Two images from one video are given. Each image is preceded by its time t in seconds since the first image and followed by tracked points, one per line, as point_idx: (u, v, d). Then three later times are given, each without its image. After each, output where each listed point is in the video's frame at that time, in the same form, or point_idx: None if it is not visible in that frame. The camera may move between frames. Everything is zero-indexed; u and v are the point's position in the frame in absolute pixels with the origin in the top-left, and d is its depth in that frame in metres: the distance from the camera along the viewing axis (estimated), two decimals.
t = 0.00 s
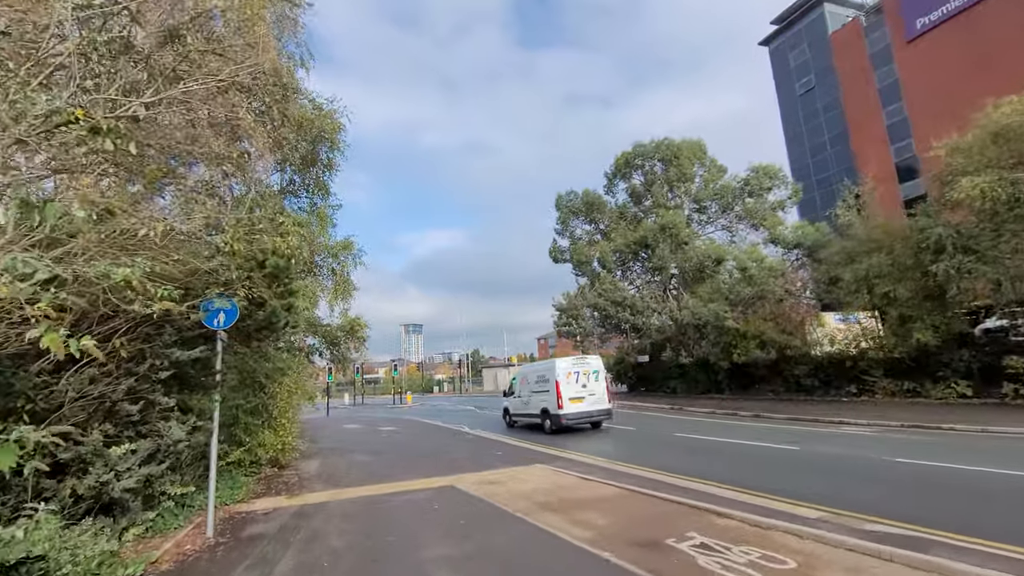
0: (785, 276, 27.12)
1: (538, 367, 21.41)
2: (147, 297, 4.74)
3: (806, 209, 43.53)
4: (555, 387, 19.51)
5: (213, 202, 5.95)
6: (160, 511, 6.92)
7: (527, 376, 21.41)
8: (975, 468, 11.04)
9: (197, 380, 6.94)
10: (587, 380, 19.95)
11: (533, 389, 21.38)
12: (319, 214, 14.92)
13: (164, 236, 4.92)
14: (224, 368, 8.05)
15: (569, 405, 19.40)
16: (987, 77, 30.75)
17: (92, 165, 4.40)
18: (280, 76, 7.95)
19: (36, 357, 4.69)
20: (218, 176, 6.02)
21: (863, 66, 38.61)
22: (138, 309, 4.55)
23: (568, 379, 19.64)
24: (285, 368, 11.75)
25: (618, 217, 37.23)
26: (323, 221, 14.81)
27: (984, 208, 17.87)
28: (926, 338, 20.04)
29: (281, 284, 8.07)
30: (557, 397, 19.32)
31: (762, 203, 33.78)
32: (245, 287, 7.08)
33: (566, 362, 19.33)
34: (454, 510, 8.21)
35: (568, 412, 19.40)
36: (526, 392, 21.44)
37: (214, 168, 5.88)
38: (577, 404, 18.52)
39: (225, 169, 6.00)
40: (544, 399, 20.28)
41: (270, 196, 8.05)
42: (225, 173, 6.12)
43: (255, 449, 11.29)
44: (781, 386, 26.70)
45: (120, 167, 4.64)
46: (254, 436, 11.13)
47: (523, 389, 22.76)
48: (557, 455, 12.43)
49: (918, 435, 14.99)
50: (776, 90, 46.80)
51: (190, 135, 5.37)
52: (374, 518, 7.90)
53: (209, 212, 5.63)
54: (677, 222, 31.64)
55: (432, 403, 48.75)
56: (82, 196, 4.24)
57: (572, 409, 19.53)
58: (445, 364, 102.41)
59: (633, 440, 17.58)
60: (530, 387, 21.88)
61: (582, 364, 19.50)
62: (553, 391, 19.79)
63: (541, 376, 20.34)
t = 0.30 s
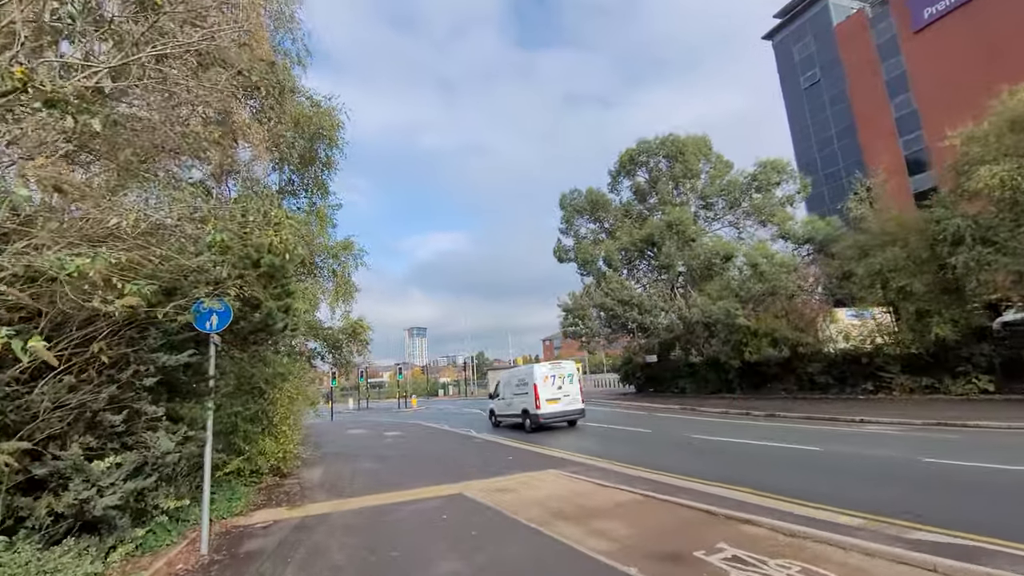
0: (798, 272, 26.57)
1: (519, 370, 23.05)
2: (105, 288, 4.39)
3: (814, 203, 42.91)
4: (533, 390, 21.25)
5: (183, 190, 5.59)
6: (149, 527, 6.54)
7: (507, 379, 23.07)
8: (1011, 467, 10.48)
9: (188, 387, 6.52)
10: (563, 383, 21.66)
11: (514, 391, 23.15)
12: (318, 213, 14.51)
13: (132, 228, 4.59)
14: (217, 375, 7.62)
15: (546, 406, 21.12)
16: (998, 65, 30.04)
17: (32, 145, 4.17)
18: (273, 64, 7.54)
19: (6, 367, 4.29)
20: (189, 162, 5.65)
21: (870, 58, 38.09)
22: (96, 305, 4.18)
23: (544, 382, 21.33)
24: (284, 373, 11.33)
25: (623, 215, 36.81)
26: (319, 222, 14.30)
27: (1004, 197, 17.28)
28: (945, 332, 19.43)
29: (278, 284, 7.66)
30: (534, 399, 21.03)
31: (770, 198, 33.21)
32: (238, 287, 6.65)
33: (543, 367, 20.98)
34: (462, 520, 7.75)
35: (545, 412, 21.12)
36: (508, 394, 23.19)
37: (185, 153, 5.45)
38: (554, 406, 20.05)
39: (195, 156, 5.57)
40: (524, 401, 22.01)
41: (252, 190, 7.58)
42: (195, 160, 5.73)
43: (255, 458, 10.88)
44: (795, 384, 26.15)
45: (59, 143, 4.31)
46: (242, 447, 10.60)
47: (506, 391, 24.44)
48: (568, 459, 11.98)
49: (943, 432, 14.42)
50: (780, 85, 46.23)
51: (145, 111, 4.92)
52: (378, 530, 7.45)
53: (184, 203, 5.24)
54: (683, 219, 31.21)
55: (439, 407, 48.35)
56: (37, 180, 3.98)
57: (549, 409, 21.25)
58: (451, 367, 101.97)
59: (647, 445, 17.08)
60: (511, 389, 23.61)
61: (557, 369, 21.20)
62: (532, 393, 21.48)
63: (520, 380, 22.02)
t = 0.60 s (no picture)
0: (806, 273, 26.12)
1: (501, 375, 24.67)
2: (72, 269, 3.99)
3: (821, 205, 42.54)
4: (512, 393, 22.96)
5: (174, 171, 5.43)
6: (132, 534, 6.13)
7: (489, 382, 24.67)
8: None
9: (177, 386, 6.14)
10: (540, 387, 23.39)
11: (496, 394, 24.84)
12: (319, 208, 14.16)
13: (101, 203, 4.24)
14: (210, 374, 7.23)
15: (524, 408, 22.86)
16: (1009, 65, 29.61)
17: (9, 114, 4.24)
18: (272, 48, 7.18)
19: None
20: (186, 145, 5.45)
21: (877, 59, 37.71)
22: (46, 282, 3.73)
23: (523, 386, 23.07)
24: (282, 373, 10.99)
25: (627, 216, 36.45)
26: (319, 217, 13.94)
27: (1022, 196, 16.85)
28: (960, 335, 18.92)
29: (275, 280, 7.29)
30: (513, 401, 22.71)
31: (777, 199, 32.78)
32: (233, 280, 6.31)
33: (522, 373, 22.61)
34: (469, 528, 7.35)
35: (524, 414, 22.84)
36: (490, 397, 24.89)
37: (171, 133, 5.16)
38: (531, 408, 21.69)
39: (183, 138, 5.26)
40: (505, 403, 23.72)
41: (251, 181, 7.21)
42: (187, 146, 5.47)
43: (251, 460, 10.50)
44: (803, 388, 25.67)
45: (39, 112, 4.37)
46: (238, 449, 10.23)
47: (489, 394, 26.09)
48: (576, 463, 11.64)
49: (962, 438, 13.98)
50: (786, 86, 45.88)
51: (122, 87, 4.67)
52: (380, 539, 7.06)
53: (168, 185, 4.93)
54: (689, 219, 30.83)
55: (440, 409, 47.87)
56: None
57: (527, 410, 22.93)
58: (451, 369, 101.43)
59: (655, 448, 16.67)
60: (493, 393, 25.24)
61: (535, 374, 22.90)
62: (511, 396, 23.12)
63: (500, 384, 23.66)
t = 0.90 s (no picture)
0: (816, 272, 25.65)
1: (485, 377, 26.16)
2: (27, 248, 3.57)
3: (827, 204, 42.07)
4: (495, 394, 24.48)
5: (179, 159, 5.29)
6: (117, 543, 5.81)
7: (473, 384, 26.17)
8: None
9: (167, 385, 5.77)
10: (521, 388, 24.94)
11: (480, 394, 26.34)
12: (320, 203, 13.78)
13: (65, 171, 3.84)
14: (203, 374, 6.82)
15: (506, 408, 24.38)
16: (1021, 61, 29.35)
17: None
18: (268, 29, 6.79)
19: None
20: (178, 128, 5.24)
21: (886, 56, 37.21)
22: None
23: (505, 388, 24.56)
24: (281, 371, 10.65)
25: (631, 214, 36.02)
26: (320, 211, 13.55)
27: None
28: (975, 336, 18.46)
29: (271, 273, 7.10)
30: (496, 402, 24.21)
31: (785, 198, 32.32)
32: (224, 271, 5.96)
33: (504, 376, 24.15)
34: (475, 536, 6.95)
35: (505, 413, 24.35)
36: (474, 397, 26.38)
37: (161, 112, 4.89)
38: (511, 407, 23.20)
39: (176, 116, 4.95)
40: (488, 403, 25.20)
41: (246, 169, 6.81)
42: (179, 127, 5.23)
43: (248, 462, 10.16)
44: (812, 390, 25.23)
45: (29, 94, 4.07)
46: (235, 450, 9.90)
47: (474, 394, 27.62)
48: (584, 467, 11.24)
49: (982, 442, 13.57)
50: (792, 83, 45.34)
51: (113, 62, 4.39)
52: (381, 548, 6.64)
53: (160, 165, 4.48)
54: (696, 217, 30.40)
55: (442, 409, 47.47)
56: None
57: (508, 410, 24.45)
58: (453, 368, 101.05)
59: (663, 450, 16.27)
60: (478, 393, 26.72)
61: (516, 376, 24.46)
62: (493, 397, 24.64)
63: (483, 386, 25.15)
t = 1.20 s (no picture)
0: (826, 271, 25.11)
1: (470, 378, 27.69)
2: None
3: (834, 203, 41.61)
4: (479, 394, 25.94)
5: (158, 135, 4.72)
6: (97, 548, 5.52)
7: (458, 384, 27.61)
8: None
9: (147, 380, 5.39)
10: (504, 389, 26.57)
11: (465, 394, 27.77)
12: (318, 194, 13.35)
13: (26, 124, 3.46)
14: (186, 370, 6.41)
15: (489, 407, 25.87)
16: None
17: None
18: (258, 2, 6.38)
19: None
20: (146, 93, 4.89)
21: (894, 53, 36.72)
22: None
23: (489, 388, 26.04)
24: (276, 369, 10.29)
25: (636, 212, 35.57)
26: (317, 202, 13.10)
27: None
28: (991, 336, 17.99)
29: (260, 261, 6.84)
30: (480, 401, 25.67)
31: (792, 196, 31.86)
32: (206, 259, 5.55)
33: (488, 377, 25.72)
34: (478, 543, 6.53)
35: (489, 411, 25.85)
36: (459, 397, 27.79)
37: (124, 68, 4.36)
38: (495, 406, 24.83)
39: (140, 71, 4.44)
40: (472, 402, 26.61)
41: (236, 150, 6.38)
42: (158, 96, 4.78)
43: (241, 463, 9.78)
44: (820, 390, 24.78)
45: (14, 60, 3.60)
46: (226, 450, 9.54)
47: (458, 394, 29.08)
48: (591, 469, 10.83)
49: (1003, 444, 13.10)
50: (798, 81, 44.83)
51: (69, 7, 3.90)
52: (378, 555, 6.23)
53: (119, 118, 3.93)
54: (702, 215, 29.98)
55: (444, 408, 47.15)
56: None
57: (491, 409, 26.07)
58: (455, 368, 100.79)
59: (671, 452, 15.84)
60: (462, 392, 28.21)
61: (500, 378, 26.10)
62: (477, 397, 26.17)
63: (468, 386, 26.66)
